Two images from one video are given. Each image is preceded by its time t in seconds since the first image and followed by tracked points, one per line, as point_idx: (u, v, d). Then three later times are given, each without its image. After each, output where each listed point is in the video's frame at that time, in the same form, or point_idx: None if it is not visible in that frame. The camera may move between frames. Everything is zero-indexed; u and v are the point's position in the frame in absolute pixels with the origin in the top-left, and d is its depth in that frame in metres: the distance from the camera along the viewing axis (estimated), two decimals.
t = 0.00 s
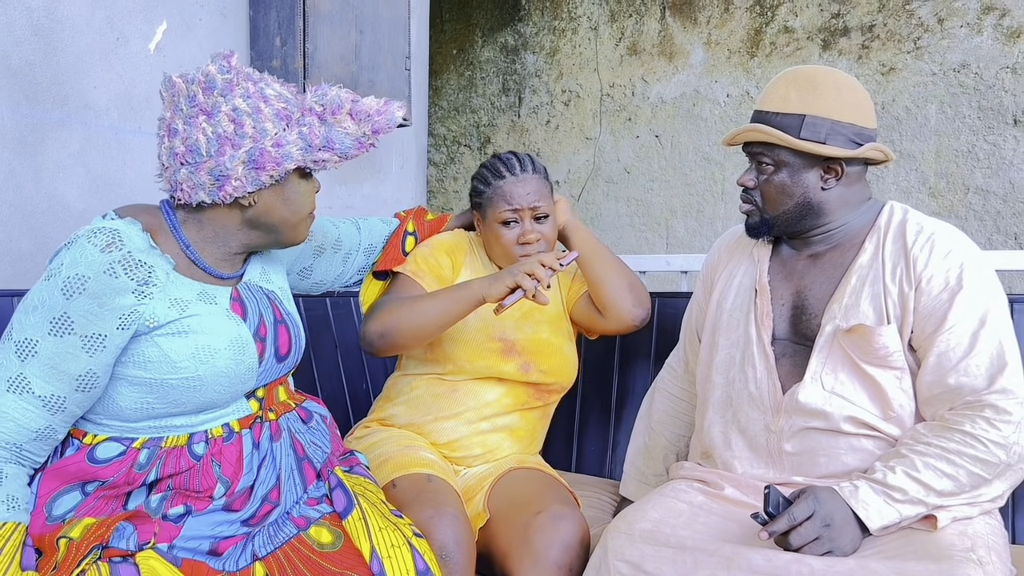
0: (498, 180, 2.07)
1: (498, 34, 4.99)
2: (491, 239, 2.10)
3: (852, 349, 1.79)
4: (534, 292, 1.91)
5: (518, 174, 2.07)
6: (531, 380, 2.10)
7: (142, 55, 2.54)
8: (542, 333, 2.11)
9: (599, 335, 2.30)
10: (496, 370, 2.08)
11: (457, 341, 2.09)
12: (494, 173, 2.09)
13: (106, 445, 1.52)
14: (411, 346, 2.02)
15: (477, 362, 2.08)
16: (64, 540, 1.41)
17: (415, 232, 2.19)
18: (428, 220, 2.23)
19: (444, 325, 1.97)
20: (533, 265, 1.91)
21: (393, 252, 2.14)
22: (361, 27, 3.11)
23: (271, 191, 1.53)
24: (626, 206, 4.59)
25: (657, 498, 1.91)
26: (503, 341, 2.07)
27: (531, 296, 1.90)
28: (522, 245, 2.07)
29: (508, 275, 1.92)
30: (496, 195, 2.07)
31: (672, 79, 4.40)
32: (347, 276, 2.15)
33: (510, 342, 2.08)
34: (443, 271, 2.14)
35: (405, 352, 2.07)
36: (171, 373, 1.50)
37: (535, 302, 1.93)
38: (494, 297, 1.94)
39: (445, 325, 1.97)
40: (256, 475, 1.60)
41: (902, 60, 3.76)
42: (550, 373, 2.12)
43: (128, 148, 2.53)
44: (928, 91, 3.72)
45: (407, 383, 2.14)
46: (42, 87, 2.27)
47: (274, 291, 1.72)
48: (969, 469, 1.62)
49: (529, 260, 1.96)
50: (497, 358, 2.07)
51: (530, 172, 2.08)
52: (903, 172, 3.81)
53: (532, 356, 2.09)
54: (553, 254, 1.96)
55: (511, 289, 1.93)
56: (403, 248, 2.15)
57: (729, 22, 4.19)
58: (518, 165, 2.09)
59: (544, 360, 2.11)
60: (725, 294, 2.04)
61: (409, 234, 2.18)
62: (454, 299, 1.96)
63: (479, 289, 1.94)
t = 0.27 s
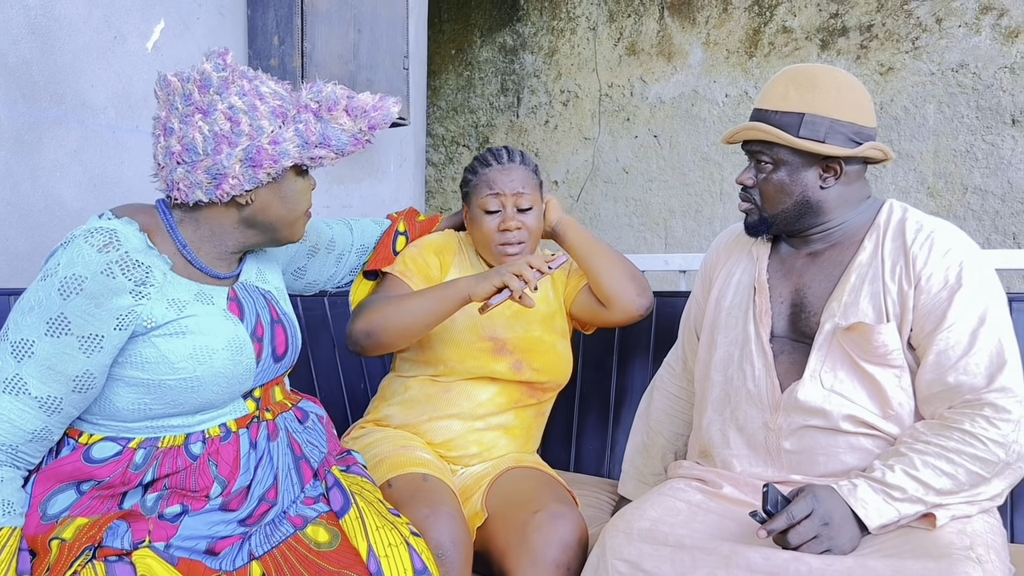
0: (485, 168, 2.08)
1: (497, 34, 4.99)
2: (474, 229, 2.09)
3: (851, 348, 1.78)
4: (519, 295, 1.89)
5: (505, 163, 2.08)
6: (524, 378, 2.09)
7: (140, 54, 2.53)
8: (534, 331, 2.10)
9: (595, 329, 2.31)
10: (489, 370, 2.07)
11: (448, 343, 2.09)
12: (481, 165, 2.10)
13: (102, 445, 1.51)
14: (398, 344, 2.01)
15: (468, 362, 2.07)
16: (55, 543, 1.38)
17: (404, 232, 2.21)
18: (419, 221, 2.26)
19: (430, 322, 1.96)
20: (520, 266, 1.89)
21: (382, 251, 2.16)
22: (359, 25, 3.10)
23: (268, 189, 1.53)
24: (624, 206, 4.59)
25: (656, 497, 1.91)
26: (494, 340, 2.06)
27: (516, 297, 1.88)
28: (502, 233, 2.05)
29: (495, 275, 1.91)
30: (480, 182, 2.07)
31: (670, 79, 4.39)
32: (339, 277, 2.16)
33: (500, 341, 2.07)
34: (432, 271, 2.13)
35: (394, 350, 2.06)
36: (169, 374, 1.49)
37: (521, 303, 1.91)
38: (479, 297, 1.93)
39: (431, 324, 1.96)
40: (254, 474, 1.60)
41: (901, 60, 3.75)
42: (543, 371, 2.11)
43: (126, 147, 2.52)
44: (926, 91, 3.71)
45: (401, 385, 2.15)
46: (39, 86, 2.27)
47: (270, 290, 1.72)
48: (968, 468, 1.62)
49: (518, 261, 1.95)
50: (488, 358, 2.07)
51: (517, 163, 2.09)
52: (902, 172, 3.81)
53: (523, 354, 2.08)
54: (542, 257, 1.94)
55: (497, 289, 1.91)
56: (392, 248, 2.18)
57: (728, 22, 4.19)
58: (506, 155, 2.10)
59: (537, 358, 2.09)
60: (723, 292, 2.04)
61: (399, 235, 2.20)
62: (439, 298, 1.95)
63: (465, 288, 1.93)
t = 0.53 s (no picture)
0: (473, 162, 2.09)
1: (495, 34, 4.99)
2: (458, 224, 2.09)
3: (849, 347, 1.78)
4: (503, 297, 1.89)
5: (493, 158, 2.09)
6: (516, 378, 2.09)
7: (137, 54, 2.53)
8: (525, 331, 2.10)
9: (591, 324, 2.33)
10: (479, 370, 2.06)
11: (438, 345, 2.09)
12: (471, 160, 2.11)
13: (100, 443, 1.51)
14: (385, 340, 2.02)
15: (457, 363, 2.07)
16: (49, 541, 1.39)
17: (399, 229, 2.20)
18: (412, 219, 2.25)
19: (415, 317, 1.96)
20: (506, 267, 1.89)
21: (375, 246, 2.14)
22: (356, 25, 3.08)
23: (264, 186, 1.53)
24: (623, 206, 4.58)
25: (653, 496, 1.90)
26: (484, 340, 2.06)
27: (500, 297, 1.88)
28: (483, 226, 2.05)
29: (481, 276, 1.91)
30: (468, 173, 2.09)
31: (669, 79, 4.38)
32: (331, 276, 2.15)
33: (491, 341, 2.07)
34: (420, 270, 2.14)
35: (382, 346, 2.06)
36: (167, 372, 1.49)
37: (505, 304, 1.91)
38: (463, 295, 1.92)
39: (415, 320, 1.97)
40: (251, 472, 1.60)
41: (899, 59, 3.71)
42: (534, 372, 2.10)
43: (123, 146, 2.52)
44: (924, 91, 3.66)
45: (395, 386, 2.15)
46: (36, 85, 2.26)
47: (266, 288, 1.72)
48: (966, 467, 1.62)
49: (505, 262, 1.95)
50: (479, 358, 2.07)
51: (506, 159, 2.09)
52: (900, 171, 3.76)
53: (515, 354, 2.08)
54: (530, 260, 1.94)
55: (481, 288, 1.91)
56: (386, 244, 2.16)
57: (726, 22, 4.17)
58: (497, 151, 2.10)
59: (528, 358, 2.09)
60: (721, 290, 2.04)
61: (393, 230, 2.19)
62: (425, 295, 1.95)
63: (450, 284, 1.93)
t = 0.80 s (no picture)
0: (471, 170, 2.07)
1: (494, 34, 4.99)
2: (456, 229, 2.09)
3: (849, 347, 1.78)
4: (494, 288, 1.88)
5: (490, 166, 2.06)
6: (515, 380, 2.08)
7: (135, 54, 2.53)
8: (524, 331, 2.09)
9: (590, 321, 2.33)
10: (478, 372, 2.06)
11: (436, 347, 2.08)
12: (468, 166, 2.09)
13: (98, 443, 1.51)
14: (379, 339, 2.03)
15: (456, 366, 2.07)
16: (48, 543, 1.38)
17: (390, 229, 2.20)
18: (406, 218, 2.24)
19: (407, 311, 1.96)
20: (496, 259, 1.88)
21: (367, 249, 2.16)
22: (355, 25, 3.07)
23: (256, 185, 1.53)
24: (622, 206, 4.57)
25: (652, 496, 1.90)
26: (483, 342, 2.06)
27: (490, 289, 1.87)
28: (481, 238, 2.04)
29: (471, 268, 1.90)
30: (466, 183, 2.06)
31: (668, 79, 4.38)
32: (327, 276, 2.18)
33: (490, 343, 2.06)
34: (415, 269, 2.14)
35: (378, 344, 2.06)
36: (164, 370, 1.49)
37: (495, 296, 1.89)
38: (453, 289, 1.91)
39: (407, 316, 1.97)
40: (250, 471, 1.61)
41: (898, 58, 3.70)
42: (534, 372, 2.10)
43: (122, 147, 2.52)
44: (923, 90, 3.65)
45: (393, 387, 2.15)
46: (34, 86, 2.26)
47: (262, 287, 1.73)
48: (966, 467, 1.61)
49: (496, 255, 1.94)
50: (478, 360, 2.06)
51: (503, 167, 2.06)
52: (899, 171, 3.75)
53: (514, 355, 2.07)
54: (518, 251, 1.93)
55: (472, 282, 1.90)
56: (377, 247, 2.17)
57: (725, 21, 4.17)
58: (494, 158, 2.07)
59: (528, 359, 2.09)
60: (720, 289, 2.04)
61: (384, 231, 2.19)
62: (416, 290, 1.95)
63: (440, 280, 1.93)
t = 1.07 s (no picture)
0: (470, 173, 2.07)
1: (494, 34, 4.98)
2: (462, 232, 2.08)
3: (849, 346, 1.77)
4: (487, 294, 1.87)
5: (489, 166, 2.06)
6: (517, 380, 2.08)
7: (135, 54, 2.52)
8: (526, 331, 2.09)
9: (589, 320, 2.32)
10: (480, 374, 2.06)
11: (437, 350, 2.07)
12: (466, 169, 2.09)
13: (92, 444, 1.51)
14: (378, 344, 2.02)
15: (459, 369, 2.06)
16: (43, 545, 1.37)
17: (388, 231, 2.21)
18: (403, 220, 2.25)
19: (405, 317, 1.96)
20: (486, 264, 1.87)
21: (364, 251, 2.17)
22: (355, 25, 3.07)
23: (244, 181, 1.53)
24: (623, 206, 4.57)
25: (652, 496, 1.90)
26: (485, 344, 2.06)
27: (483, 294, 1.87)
28: (493, 239, 2.03)
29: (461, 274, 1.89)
30: (467, 187, 2.06)
31: (668, 78, 4.37)
32: (322, 279, 2.17)
33: (491, 345, 2.06)
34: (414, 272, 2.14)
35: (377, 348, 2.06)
36: (156, 370, 1.49)
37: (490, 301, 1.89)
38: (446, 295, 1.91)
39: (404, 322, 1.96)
40: (247, 470, 1.60)
41: (899, 57, 3.69)
42: (537, 372, 2.09)
43: (121, 147, 2.51)
44: (924, 89, 3.65)
45: (394, 387, 2.15)
46: (33, 86, 2.26)
47: (254, 286, 1.73)
48: (968, 467, 1.61)
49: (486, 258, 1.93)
50: (480, 362, 2.06)
51: (501, 165, 2.06)
52: (900, 170, 3.75)
53: (516, 356, 2.07)
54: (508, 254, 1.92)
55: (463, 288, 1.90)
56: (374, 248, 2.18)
57: (725, 20, 4.16)
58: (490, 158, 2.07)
59: (530, 360, 2.08)
60: (721, 289, 2.03)
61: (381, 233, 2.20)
62: (410, 295, 1.94)
63: (433, 284, 1.93)
